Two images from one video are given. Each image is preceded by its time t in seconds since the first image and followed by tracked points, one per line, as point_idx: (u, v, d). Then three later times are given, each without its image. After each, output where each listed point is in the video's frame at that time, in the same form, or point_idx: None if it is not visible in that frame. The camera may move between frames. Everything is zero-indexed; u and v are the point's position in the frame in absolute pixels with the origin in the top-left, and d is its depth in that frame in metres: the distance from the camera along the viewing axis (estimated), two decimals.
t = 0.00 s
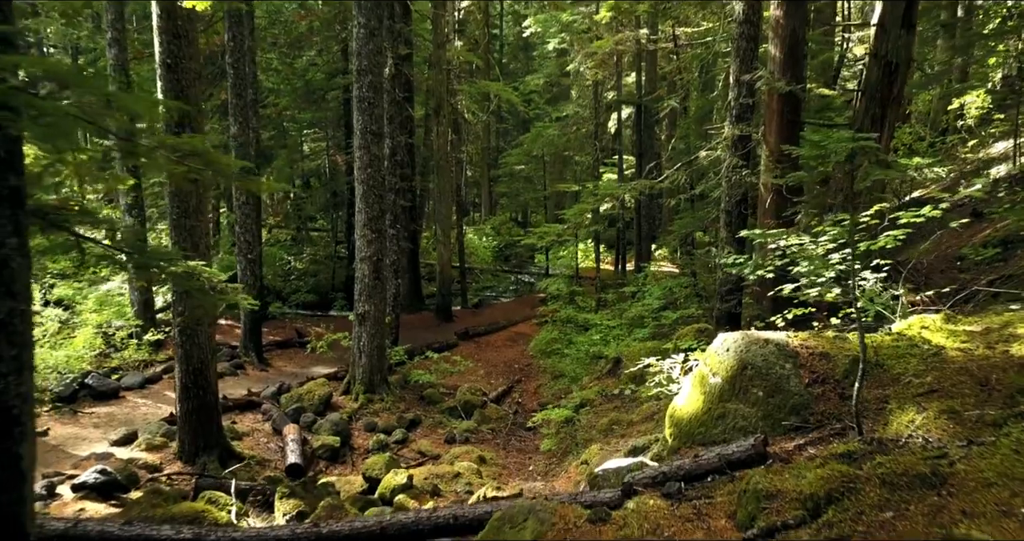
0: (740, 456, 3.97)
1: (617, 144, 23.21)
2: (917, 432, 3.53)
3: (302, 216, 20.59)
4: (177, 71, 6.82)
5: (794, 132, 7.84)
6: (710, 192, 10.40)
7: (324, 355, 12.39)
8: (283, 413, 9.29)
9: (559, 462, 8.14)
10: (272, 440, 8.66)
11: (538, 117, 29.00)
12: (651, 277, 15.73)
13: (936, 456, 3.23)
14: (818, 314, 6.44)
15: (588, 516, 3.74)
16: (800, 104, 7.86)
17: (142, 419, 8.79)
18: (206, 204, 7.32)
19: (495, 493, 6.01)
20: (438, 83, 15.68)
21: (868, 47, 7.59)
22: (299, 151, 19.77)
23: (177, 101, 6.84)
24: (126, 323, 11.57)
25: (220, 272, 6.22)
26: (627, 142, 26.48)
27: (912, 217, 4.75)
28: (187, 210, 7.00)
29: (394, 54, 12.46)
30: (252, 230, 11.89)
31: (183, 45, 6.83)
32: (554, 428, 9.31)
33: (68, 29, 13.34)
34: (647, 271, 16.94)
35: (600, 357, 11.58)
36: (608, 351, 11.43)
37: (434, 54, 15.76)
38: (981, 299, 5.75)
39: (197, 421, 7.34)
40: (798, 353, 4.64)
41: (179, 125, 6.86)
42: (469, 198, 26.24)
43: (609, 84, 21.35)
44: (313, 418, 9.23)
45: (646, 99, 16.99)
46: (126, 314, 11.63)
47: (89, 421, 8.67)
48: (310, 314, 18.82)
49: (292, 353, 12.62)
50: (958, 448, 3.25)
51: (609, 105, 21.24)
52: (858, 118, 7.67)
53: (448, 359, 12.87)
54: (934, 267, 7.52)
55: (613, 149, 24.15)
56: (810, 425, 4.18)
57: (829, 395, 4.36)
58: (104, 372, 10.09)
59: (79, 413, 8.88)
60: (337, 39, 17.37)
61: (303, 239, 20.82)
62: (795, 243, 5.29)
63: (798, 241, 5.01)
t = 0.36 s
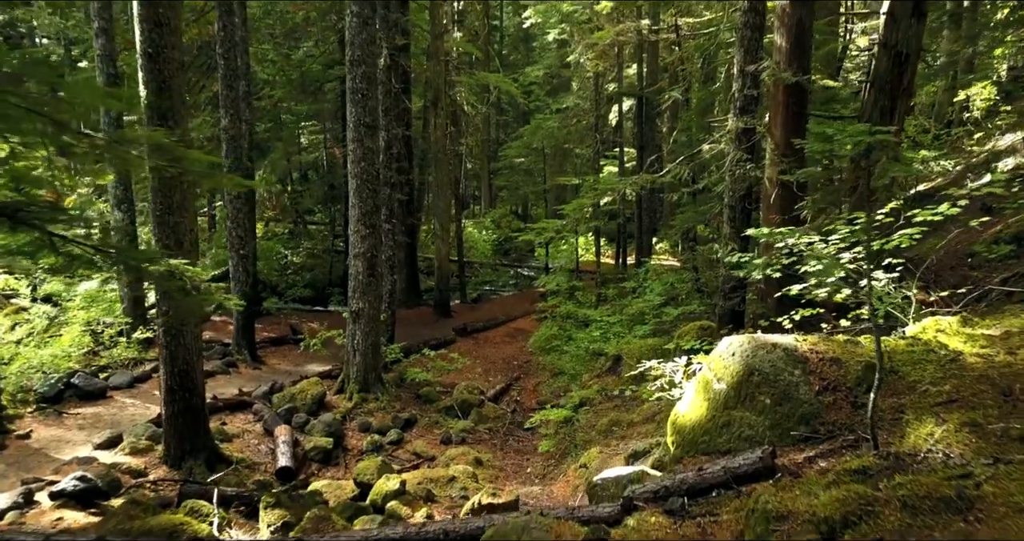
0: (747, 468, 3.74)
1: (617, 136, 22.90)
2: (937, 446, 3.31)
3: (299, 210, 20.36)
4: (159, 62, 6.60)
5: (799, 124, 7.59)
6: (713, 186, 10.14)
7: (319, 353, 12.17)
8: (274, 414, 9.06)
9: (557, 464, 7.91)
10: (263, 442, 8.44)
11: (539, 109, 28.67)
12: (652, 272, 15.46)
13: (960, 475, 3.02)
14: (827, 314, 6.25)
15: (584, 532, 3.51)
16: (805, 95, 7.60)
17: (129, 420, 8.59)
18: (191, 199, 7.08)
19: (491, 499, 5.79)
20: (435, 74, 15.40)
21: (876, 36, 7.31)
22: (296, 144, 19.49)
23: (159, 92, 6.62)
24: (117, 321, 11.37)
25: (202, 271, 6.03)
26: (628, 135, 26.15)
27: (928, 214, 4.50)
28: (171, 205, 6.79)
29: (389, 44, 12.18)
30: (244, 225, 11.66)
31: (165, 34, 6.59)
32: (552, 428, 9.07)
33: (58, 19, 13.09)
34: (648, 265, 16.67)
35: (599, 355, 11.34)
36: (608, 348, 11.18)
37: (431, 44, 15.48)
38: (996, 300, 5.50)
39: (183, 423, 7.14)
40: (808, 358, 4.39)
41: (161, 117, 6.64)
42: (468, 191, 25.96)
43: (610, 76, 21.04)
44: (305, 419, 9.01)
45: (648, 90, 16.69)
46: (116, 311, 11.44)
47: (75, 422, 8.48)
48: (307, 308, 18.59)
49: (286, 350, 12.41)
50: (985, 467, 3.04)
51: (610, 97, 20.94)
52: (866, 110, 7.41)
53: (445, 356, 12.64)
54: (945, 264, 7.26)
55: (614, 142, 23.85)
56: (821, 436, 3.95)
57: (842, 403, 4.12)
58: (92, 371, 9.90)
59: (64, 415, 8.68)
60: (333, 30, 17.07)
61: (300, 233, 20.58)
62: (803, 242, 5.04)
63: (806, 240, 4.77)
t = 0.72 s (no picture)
0: (754, 483, 3.56)
1: (619, 131, 22.62)
2: (957, 462, 3.15)
3: (298, 205, 20.16)
4: (144, 55, 6.42)
5: (805, 120, 7.38)
6: (716, 182, 9.92)
7: (315, 352, 11.99)
8: (268, 415, 8.88)
9: (557, 467, 7.73)
10: (256, 444, 8.27)
11: (540, 104, 28.43)
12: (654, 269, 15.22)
13: (985, 497, 2.86)
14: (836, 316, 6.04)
15: None
16: (811, 90, 7.39)
17: (120, 422, 8.44)
18: (179, 197, 6.89)
19: (488, 507, 5.61)
20: (434, 69, 15.16)
21: (885, 29, 7.08)
22: (294, 139, 19.29)
23: (144, 87, 6.43)
24: (110, 319, 11.22)
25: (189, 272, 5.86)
26: (630, 130, 25.86)
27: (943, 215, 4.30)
28: (158, 204, 6.61)
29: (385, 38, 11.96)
30: (239, 222, 11.48)
31: (150, 27, 6.40)
32: (551, 430, 8.87)
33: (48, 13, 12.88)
34: (650, 261, 16.43)
35: (601, 354, 11.13)
36: (609, 347, 10.96)
37: (429, 38, 15.24)
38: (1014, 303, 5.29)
39: (173, 426, 6.98)
40: (817, 366, 4.19)
41: (147, 113, 6.46)
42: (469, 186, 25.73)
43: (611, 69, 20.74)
44: (300, 420, 8.83)
45: (649, 84, 16.42)
46: (110, 309, 11.30)
47: (64, 425, 8.32)
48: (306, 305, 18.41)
49: (282, 349, 12.23)
50: (1012, 490, 2.86)
51: (611, 92, 20.65)
52: (874, 105, 7.19)
53: (444, 356, 12.43)
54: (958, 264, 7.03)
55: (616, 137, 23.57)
56: (832, 448, 3.76)
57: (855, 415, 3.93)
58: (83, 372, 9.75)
59: (54, 417, 8.54)
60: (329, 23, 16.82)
61: (299, 229, 20.40)
62: (813, 244, 4.82)
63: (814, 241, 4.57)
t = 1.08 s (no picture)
0: (767, 511, 3.31)
1: (621, 129, 22.33)
2: (990, 495, 2.94)
3: (295, 204, 19.87)
4: (127, 51, 6.14)
5: (814, 118, 7.09)
6: (721, 183, 9.64)
7: (310, 356, 11.73)
8: (258, 422, 8.61)
9: (556, 479, 7.47)
10: (245, 453, 8.01)
11: (540, 101, 28.11)
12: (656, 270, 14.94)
13: None
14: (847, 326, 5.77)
15: None
16: (822, 87, 7.11)
17: (105, 429, 8.18)
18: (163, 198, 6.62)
19: (483, 524, 5.34)
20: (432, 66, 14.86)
21: (899, 24, 6.80)
22: (290, 138, 19.00)
23: (127, 84, 6.16)
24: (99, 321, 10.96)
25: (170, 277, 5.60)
26: (631, 128, 25.55)
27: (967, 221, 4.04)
28: (141, 205, 6.34)
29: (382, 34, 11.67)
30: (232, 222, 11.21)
31: (133, 21, 6.13)
32: (550, 438, 8.61)
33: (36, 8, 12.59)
34: (652, 262, 16.16)
35: (601, 358, 10.86)
36: (610, 352, 10.69)
37: (428, 35, 14.95)
38: None
39: (157, 436, 6.71)
40: (833, 383, 3.93)
41: (130, 111, 6.19)
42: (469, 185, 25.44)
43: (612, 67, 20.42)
44: (292, 427, 8.57)
45: (652, 82, 16.13)
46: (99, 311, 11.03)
47: (49, 432, 8.05)
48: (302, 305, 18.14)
49: (276, 352, 11.97)
50: None
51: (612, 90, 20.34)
52: (887, 103, 6.91)
53: (442, 359, 12.17)
54: (972, 270, 6.76)
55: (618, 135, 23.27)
56: (849, 473, 3.53)
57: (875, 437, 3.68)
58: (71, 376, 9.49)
59: (37, 423, 8.28)
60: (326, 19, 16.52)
61: (296, 229, 20.11)
62: (827, 251, 4.55)
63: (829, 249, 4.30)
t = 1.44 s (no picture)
0: None
1: (621, 129, 22.10)
2: None
3: (291, 206, 19.64)
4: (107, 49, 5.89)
5: (821, 119, 6.85)
6: (724, 185, 9.40)
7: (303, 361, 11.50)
8: (248, 432, 8.37)
9: (554, 492, 7.23)
10: (234, 464, 7.77)
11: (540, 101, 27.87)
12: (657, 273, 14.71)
13: None
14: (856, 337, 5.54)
15: None
16: (829, 86, 6.85)
17: (90, 439, 7.95)
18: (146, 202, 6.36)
19: None
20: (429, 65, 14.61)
21: (909, 21, 6.56)
22: (287, 138, 18.76)
23: (107, 84, 5.91)
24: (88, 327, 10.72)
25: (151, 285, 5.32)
26: (631, 128, 25.30)
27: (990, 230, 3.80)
28: (122, 210, 6.08)
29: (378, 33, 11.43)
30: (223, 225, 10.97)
31: (114, 18, 5.88)
32: (549, 449, 8.38)
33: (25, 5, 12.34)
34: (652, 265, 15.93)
35: (601, 364, 10.62)
36: (610, 358, 10.45)
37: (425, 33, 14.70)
38: None
39: (140, 448, 6.48)
40: (847, 401, 3.69)
41: (111, 112, 5.94)
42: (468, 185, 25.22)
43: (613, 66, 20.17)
44: (283, 437, 8.34)
45: (653, 82, 15.88)
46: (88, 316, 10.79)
47: (32, 442, 7.80)
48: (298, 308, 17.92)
49: (269, 357, 11.74)
50: None
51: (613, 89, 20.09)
52: (897, 103, 6.67)
53: (439, 365, 11.93)
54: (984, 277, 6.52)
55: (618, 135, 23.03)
56: (866, 501, 3.31)
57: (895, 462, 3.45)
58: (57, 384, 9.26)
59: (21, 434, 8.04)
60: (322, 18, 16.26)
61: (294, 229, 19.89)
62: (838, 260, 4.31)
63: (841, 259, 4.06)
